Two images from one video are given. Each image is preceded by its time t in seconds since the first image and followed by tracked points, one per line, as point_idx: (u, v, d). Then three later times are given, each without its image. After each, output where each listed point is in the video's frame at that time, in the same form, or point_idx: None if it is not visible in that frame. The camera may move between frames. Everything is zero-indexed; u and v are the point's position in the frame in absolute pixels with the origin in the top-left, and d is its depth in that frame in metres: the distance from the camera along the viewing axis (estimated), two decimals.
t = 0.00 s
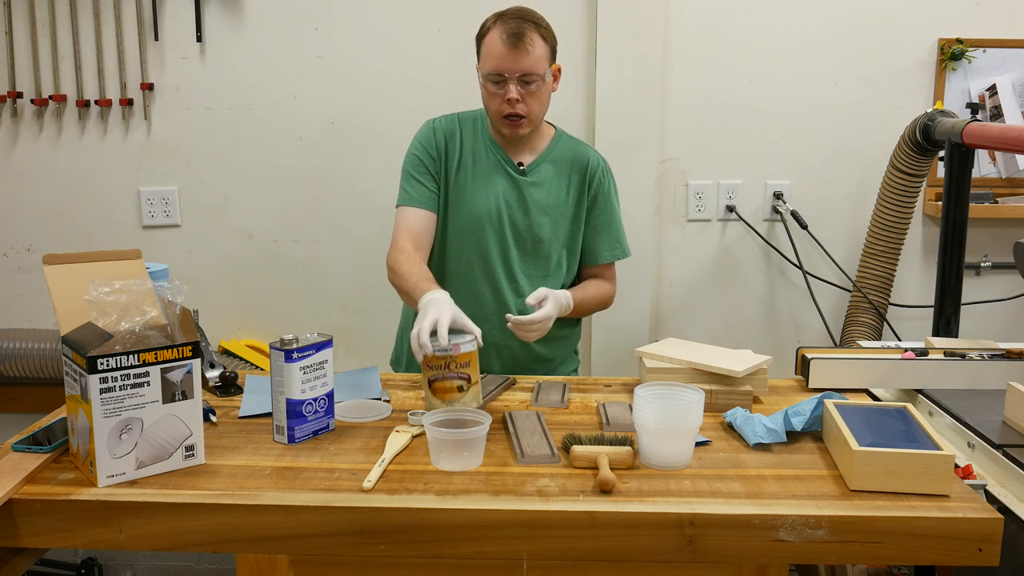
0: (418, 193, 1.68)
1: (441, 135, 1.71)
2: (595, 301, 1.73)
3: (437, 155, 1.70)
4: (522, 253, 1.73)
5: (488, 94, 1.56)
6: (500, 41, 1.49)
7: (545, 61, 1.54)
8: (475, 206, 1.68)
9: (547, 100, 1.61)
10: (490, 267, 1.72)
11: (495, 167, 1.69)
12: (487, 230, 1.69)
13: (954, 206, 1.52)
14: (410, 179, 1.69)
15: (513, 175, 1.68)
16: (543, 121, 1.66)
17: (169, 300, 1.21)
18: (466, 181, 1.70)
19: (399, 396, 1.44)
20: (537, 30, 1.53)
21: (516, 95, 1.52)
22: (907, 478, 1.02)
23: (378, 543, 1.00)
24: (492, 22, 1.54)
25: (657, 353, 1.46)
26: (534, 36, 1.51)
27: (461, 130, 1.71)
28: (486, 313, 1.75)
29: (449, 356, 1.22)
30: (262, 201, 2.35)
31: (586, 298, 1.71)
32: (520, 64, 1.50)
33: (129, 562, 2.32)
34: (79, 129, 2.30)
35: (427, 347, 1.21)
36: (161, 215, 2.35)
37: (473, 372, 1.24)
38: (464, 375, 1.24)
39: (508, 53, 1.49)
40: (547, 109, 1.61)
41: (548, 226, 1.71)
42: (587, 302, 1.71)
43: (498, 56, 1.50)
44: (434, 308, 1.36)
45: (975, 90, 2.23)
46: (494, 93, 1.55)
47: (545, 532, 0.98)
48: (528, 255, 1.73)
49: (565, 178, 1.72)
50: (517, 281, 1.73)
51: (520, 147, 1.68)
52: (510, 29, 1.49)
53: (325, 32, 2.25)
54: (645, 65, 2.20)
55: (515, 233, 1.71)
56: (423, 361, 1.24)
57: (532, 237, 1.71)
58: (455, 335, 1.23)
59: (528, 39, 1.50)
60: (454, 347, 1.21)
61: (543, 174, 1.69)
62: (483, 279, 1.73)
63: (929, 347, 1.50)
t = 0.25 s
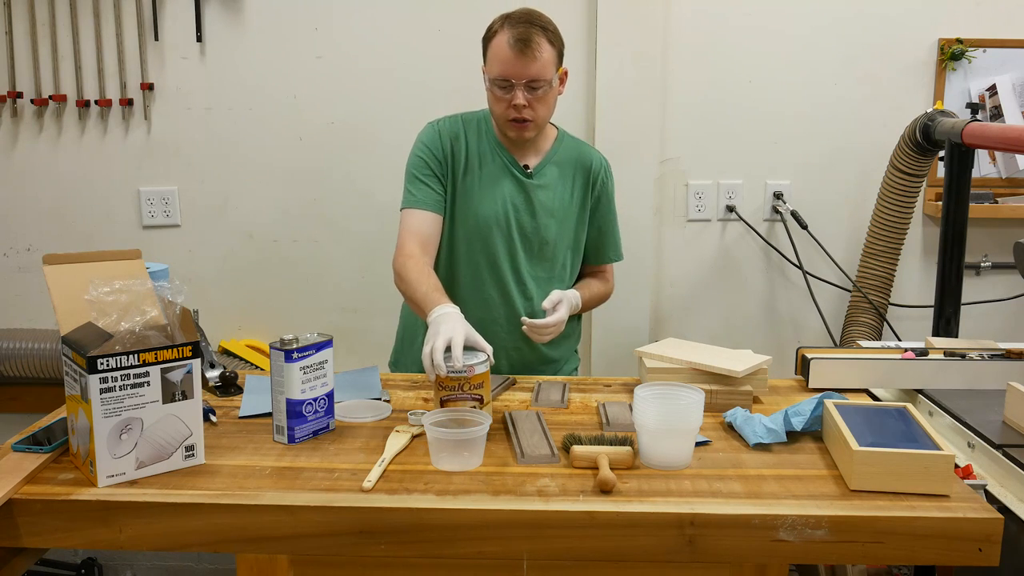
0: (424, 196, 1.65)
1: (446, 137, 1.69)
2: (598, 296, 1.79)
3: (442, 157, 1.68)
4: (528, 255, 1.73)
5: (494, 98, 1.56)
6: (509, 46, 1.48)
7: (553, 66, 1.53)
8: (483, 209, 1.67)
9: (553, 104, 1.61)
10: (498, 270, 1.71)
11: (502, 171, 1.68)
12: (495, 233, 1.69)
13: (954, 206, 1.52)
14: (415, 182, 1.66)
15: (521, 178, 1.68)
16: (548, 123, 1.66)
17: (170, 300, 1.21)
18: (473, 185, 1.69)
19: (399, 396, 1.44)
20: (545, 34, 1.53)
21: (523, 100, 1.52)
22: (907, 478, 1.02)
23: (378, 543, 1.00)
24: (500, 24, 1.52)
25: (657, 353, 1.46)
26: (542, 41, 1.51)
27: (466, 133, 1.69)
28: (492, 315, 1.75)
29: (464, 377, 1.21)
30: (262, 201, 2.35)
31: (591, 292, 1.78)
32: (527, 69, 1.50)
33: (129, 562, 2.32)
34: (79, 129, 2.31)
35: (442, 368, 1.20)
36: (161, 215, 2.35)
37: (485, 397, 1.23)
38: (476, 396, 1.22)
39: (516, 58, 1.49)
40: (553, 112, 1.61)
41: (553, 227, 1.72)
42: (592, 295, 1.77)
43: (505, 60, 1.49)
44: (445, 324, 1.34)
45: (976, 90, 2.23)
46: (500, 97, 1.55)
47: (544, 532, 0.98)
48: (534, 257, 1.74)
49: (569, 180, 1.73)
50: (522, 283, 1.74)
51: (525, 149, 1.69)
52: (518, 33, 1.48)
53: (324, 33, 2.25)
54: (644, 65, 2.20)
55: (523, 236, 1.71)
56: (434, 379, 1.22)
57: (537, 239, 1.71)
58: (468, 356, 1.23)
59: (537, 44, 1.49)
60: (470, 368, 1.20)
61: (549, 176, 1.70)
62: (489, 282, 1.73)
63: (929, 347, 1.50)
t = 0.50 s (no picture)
0: (425, 198, 1.64)
1: (446, 138, 1.68)
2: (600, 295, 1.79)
3: (442, 158, 1.68)
4: (529, 256, 1.73)
5: (495, 99, 1.56)
6: (510, 47, 1.48)
7: (553, 67, 1.53)
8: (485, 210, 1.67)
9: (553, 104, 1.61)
10: (499, 271, 1.71)
11: (502, 171, 1.68)
12: (496, 233, 1.69)
13: (954, 206, 1.52)
14: (416, 183, 1.65)
15: (521, 179, 1.68)
16: (549, 124, 1.67)
17: (169, 300, 1.21)
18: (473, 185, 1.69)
19: (399, 396, 1.44)
20: (546, 35, 1.52)
21: (523, 101, 1.52)
22: (907, 478, 1.02)
23: (378, 543, 1.00)
24: (502, 24, 1.52)
25: (657, 353, 1.46)
26: (543, 41, 1.50)
27: (466, 134, 1.69)
28: (494, 316, 1.75)
29: (468, 386, 1.21)
30: (262, 201, 2.35)
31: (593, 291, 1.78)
32: (528, 70, 1.50)
33: (129, 562, 2.32)
34: (79, 129, 2.30)
35: (445, 375, 1.21)
36: (161, 215, 2.35)
37: (488, 405, 1.23)
38: (479, 404, 1.22)
39: (517, 59, 1.49)
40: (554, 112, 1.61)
41: (554, 228, 1.72)
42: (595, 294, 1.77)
43: (506, 61, 1.49)
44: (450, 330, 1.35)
45: (976, 90, 2.24)
46: (501, 98, 1.54)
47: (544, 532, 0.98)
48: (535, 258, 1.74)
49: (569, 180, 1.73)
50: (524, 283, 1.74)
51: (525, 150, 1.69)
52: (519, 34, 1.48)
53: (324, 33, 2.25)
54: (644, 65, 2.20)
55: (523, 237, 1.71)
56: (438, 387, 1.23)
57: (539, 240, 1.71)
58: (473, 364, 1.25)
59: (537, 44, 1.49)
60: (473, 377, 1.21)
61: (550, 177, 1.70)
62: (490, 283, 1.73)
63: (929, 347, 1.50)
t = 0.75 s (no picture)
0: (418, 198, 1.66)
1: (440, 137, 1.70)
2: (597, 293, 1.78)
3: (436, 158, 1.69)
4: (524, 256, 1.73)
5: (486, 99, 1.56)
6: (500, 47, 1.49)
7: (544, 67, 1.53)
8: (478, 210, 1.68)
9: (546, 104, 1.61)
10: (493, 271, 1.71)
11: (496, 171, 1.69)
12: (489, 233, 1.69)
13: (954, 206, 1.52)
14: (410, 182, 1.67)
15: (515, 178, 1.68)
16: (542, 124, 1.66)
17: (169, 300, 1.20)
18: (467, 185, 1.69)
19: (399, 396, 1.44)
20: (537, 35, 1.53)
21: (513, 101, 1.52)
22: (907, 478, 1.02)
23: (378, 543, 1.00)
24: (493, 24, 1.53)
25: (657, 353, 1.46)
26: (533, 41, 1.51)
27: (461, 133, 1.70)
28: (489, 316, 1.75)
29: (468, 386, 1.21)
30: (262, 201, 2.35)
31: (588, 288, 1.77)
32: (518, 70, 1.50)
33: (129, 562, 2.32)
34: (79, 129, 2.30)
35: (445, 377, 1.21)
36: (161, 215, 2.35)
37: (488, 405, 1.23)
38: (479, 404, 1.23)
39: (506, 59, 1.49)
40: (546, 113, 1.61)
41: (548, 228, 1.72)
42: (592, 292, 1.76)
43: (496, 61, 1.50)
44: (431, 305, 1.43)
45: (976, 90, 2.23)
46: (492, 98, 1.55)
47: (544, 532, 0.98)
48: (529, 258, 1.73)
49: (564, 180, 1.73)
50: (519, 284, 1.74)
51: (520, 150, 1.69)
52: (509, 34, 1.48)
53: (324, 32, 2.25)
54: (645, 65, 2.20)
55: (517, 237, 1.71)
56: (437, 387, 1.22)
57: (533, 240, 1.72)
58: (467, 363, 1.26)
59: (527, 44, 1.49)
60: (473, 377, 1.21)
61: (544, 177, 1.70)
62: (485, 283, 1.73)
63: (929, 347, 1.50)
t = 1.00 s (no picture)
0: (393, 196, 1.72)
1: (421, 137, 1.73)
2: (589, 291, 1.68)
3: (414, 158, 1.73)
4: (503, 255, 1.74)
5: (463, 100, 1.55)
6: (475, 47, 1.48)
7: (520, 65, 1.52)
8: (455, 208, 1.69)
9: (524, 104, 1.60)
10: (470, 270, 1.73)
11: (473, 171, 1.70)
12: (465, 232, 1.71)
13: (954, 206, 1.52)
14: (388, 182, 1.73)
15: (492, 178, 1.69)
16: (522, 123, 1.65)
17: (170, 300, 1.20)
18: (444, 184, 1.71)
19: (400, 396, 1.44)
20: (513, 35, 1.52)
21: (489, 101, 1.51)
22: (907, 478, 1.02)
23: (378, 543, 1.00)
24: (469, 25, 1.53)
25: (657, 353, 1.46)
26: (508, 40, 1.50)
27: (440, 134, 1.72)
28: (468, 314, 1.75)
29: (468, 386, 1.21)
30: (262, 201, 2.35)
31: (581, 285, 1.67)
32: (493, 69, 1.49)
33: (129, 562, 2.32)
34: (79, 129, 2.30)
35: (445, 377, 1.21)
36: (161, 215, 2.35)
37: (488, 405, 1.23)
38: (479, 404, 1.23)
39: (481, 59, 1.49)
40: (525, 112, 1.60)
41: (527, 227, 1.70)
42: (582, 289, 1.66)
43: (471, 61, 1.49)
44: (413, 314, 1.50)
45: (976, 90, 2.23)
46: (469, 99, 1.54)
47: (544, 533, 0.98)
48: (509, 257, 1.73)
49: (545, 179, 1.71)
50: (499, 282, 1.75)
51: (501, 150, 1.69)
52: (483, 34, 1.48)
53: (324, 32, 2.25)
54: (645, 65, 2.20)
55: (495, 236, 1.72)
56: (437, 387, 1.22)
57: (512, 239, 1.71)
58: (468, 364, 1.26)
59: (502, 43, 1.49)
60: (473, 377, 1.21)
61: (522, 176, 1.69)
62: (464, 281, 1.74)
63: (929, 347, 1.50)
